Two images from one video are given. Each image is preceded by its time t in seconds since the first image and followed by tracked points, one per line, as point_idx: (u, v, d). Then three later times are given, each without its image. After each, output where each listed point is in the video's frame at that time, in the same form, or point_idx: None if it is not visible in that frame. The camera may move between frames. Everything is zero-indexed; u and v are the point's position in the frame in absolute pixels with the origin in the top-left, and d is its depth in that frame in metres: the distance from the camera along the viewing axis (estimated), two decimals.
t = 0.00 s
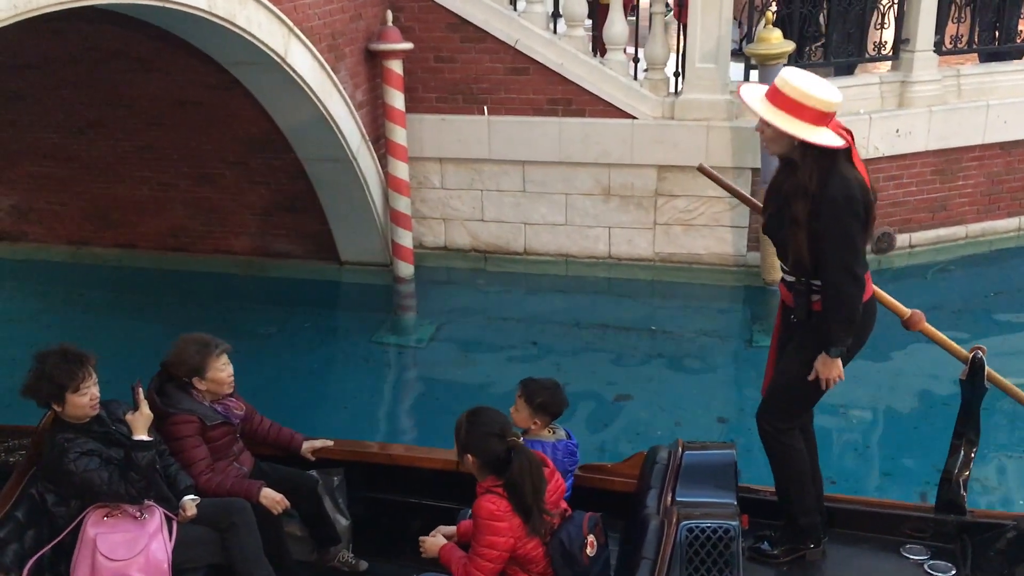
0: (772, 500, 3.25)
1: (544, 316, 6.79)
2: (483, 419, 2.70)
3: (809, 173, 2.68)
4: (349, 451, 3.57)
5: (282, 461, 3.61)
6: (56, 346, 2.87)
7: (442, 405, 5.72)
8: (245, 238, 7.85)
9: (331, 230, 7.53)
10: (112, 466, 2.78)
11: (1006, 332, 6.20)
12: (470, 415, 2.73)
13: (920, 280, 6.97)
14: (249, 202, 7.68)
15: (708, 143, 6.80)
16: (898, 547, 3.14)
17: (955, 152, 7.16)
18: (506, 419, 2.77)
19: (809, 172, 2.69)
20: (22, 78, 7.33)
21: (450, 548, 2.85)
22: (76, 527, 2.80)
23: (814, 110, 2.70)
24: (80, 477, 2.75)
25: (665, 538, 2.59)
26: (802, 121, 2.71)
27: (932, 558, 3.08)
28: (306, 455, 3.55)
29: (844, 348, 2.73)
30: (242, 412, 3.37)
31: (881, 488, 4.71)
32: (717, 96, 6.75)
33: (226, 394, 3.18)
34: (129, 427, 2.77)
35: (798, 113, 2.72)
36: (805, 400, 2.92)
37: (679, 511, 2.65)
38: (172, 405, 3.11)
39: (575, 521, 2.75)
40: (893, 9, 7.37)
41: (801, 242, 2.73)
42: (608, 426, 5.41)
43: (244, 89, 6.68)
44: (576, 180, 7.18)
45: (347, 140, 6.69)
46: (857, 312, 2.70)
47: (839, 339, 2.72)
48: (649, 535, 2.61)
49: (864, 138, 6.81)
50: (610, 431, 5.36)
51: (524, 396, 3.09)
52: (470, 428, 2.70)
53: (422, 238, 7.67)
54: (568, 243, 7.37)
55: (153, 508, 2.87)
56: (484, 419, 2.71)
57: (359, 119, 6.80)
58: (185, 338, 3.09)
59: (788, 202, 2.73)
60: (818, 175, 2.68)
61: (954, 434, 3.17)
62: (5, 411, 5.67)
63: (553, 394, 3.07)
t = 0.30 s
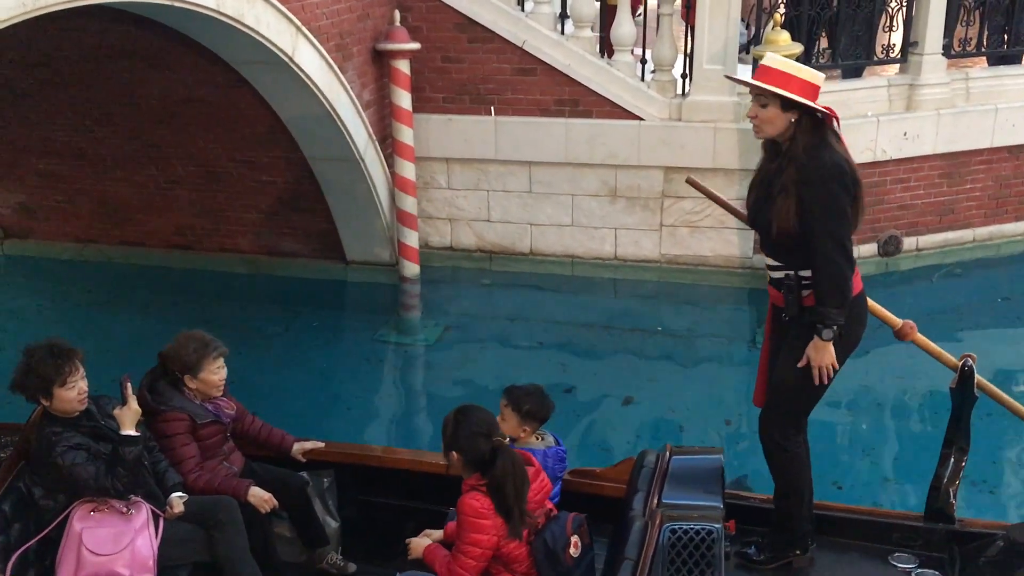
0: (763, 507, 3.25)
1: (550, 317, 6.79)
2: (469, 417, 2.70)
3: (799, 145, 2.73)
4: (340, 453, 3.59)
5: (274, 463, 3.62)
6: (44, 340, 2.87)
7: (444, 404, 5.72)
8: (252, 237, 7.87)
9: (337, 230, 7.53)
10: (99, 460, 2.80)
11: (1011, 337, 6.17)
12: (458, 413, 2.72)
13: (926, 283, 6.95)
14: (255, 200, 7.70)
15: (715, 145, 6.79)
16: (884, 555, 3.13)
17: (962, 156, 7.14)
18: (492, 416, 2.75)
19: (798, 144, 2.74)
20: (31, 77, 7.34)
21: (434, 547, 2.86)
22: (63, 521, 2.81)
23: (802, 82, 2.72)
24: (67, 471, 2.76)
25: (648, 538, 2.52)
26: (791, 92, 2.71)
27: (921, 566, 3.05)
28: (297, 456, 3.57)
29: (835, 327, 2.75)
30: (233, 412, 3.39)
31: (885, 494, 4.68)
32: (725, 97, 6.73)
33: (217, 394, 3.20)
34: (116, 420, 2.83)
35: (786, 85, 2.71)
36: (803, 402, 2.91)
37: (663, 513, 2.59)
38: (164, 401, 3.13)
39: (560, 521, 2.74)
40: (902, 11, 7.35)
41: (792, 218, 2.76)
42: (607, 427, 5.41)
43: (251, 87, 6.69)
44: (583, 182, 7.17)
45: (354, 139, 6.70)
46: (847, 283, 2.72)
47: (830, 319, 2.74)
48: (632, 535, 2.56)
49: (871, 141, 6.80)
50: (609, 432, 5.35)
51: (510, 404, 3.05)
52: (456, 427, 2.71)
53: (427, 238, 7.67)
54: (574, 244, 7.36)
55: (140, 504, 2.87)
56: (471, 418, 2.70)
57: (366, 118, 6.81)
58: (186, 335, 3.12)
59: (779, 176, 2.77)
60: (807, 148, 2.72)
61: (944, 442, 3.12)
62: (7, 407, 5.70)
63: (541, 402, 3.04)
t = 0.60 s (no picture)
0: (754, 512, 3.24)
1: (558, 319, 6.79)
2: (458, 415, 2.74)
3: (786, 142, 2.75)
4: (333, 456, 3.61)
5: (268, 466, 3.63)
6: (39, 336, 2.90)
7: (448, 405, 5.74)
8: (261, 236, 7.89)
9: (346, 231, 7.55)
10: (92, 456, 2.81)
11: (1018, 342, 6.14)
12: (447, 411, 2.76)
13: (935, 288, 6.92)
14: (264, 200, 7.72)
15: (725, 148, 6.78)
16: (877, 562, 3.12)
17: (974, 159, 7.11)
18: (481, 415, 2.80)
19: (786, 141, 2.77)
20: (40, 76, 7.32)
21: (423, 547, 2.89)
22: (56, 518, 2.82)
23: (791, 81, 2.73)
24: (60, 466, 2.77)
25: (635, 541, 2.71)
26: (780, 91, 2.72)
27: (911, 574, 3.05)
28: (291, 458, 3.60)
29: (806, 326, 2.77)
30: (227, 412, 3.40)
31: (894, 497, 4.68)
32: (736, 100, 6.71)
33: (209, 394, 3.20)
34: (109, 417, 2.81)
35: (775, 84, 2.73)
36: (798, 406, 2.91)
37: (651, 516, 2.76)
38: (157, 401, 3.15)
39: (546, 522, 2.78)
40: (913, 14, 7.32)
41: (776, 214, 2.78)
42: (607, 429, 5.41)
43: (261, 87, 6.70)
44: (592, 184, 7.17)
45: (364, 140, 6.70)
46: (826, 280, 2.71)
47: (802, 318, 2.76)
48: (620, 537, 2.76)
49: (882, 144, 6.79)
50: (609, 435, 5.35)
51: (498, 413, 3.06)
52: (444, 425, 2.75)
53: (436, 239, 7.67)
54: (582, 245, 7.35)
55: (132, 502, 2.88)
56: (460, 416, 2.74)
57: (376, 119, 6.82)
58: (180, 335, 3.14)
59: (766, 173, 2.79)
60: (795, 146, 2.74)
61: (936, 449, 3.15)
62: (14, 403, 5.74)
63: (526, 410, 3.05)
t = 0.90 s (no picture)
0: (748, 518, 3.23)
1: (568, 323, 6.78)
2: (447, 418, 2.74)
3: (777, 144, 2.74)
4: (328, 458, 3.64)
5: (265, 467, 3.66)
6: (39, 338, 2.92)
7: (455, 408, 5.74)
8: (273, 239, 7.92)
9: (357, 234, 7.56)
10: (88, 457, 2.82)
11: None
12: (438, 414, 2.76)
13: (947, 294, 6.88)
14: (275, 204, 7.74)
15: (736, 153, 6.77)
16: (872, 569, 3.11)
17: (987, 165, 7.07)
18: (470, 418, 2.81)
19: (776, 143, 2.76)
20: (54, 78, 7.35)
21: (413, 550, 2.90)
22: (50, 520, 2.83)
23: (780, 83, 2.72)
24: (56, 467, 2.78)
25: (624, 545, 2.72)
26: (771, 93, 2.71)
27: None
28: (287, 461, 3.62)
29: (792, 327, 2.75)
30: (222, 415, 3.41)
31: (904, 503, 4.68)
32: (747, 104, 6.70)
33: (204, 398, 3.21)
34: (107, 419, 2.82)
35: (766, 86, 2.72)
36: (793, 410, 2.91)
37: (641, 523, 2.76)
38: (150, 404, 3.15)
39: (534, 526, 2.79)
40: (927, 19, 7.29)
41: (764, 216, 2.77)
42: (611, 433, 5.41)
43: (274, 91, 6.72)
44: (602, 188, 7.16)
45: (376, 144, 6.72)
46: (811, 281, 2.69)
47: (787, 319, 2.74)
48: (608, 544, 2.77)
49: (894, 149, 6.77)
50: (616, 439, 5.34)
51: (487, 421, 3.09)
52: (433, 428, 2.75)
53: (447, 243, 7.68)
54: (593, 249, 7.34)
55: (126, 505, 2.89)
56: (450, 420, 2.74)
57: (387, 122, 6.83)
58: (173, 339, 3.14)
59: (754, 175, 2.78)
60: (784, 148, 2.73)
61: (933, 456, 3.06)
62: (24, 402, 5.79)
63: (516, 418, 3.08)
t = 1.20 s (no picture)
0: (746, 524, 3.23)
1: (578, 328, 6.77)
2: (435, 427, 2.80)
3: (760, 144, 2.77)
4: (323, 459, 3.66)
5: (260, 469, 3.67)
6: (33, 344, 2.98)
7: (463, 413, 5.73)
8: (285, 244, 7.94)
9: (368, 239, 7.58)
10: (80, 463, 2.84)
11: None
12: (427, 423, 2.82)
13: (960, 301, 6.84)
14: (287, 209, 7.77)
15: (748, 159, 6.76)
16: None
17: (1000, 170, 7.03)
18: (458, 426, 2.86)
19: (760, 142, 2.78)
20: (70, 82, 7.38)
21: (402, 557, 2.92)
22: (44, 526, 2.84)
23: (769, 86, 2.76)
24: (48, 474, 2.80)
25: (613, 553, 2.73)
26: (760, 96, 2.75)
27: None
28: (283, 463, 3.60)
29: (783, 325, 2.76)
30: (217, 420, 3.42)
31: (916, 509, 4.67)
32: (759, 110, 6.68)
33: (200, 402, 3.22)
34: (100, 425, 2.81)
35: (753, 88, 2.76)
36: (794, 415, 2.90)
37: (630, 533, 2.76)
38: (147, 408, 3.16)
39: (524, 535, 2.85)
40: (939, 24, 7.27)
41: (749, 215, 2.78)
42: (618, 439, 5.39)
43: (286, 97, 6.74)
44: (613, 193, 7.16)
45: (387, 149, 6.74)
46: (800, 278, 2.70)
47: (777, 316, 2.75)
48: (597, 554, 2.76)
49: (906, 155, 6.74)
50: (623, 446, 5.32)
51: (477, 428, 3.10)
52: (422, 436, 2.80)
53: (457, 248, 7.68)
54: (603, 255, 7.34)
55: (119, 510, 2.89)
56: (439, 428, 2.80)
57: (398, 127, 6.84)
58: (169, 343, 3.15)
59: (739, 175, 2.81)
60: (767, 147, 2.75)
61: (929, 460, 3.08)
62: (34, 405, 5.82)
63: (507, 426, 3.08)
